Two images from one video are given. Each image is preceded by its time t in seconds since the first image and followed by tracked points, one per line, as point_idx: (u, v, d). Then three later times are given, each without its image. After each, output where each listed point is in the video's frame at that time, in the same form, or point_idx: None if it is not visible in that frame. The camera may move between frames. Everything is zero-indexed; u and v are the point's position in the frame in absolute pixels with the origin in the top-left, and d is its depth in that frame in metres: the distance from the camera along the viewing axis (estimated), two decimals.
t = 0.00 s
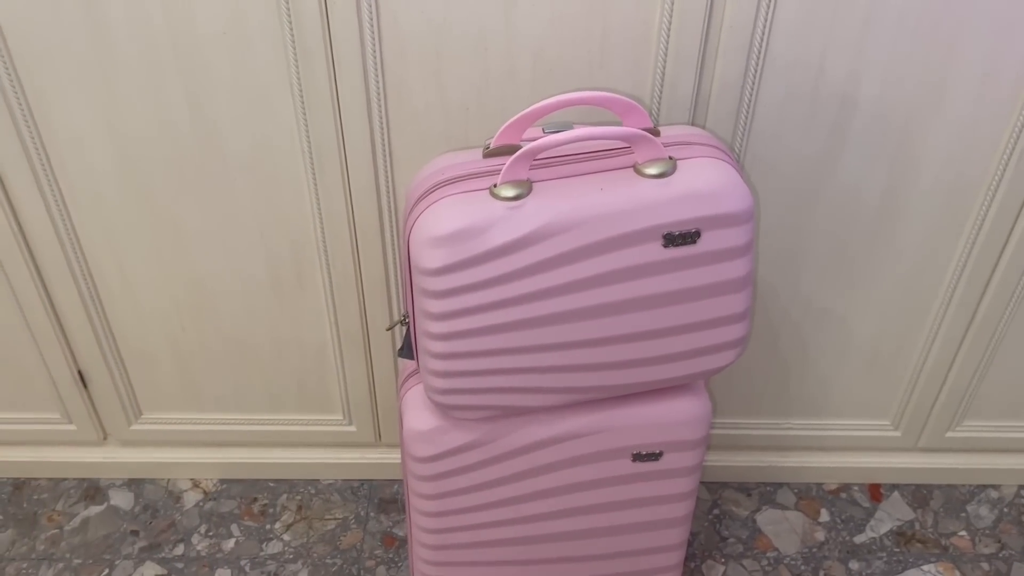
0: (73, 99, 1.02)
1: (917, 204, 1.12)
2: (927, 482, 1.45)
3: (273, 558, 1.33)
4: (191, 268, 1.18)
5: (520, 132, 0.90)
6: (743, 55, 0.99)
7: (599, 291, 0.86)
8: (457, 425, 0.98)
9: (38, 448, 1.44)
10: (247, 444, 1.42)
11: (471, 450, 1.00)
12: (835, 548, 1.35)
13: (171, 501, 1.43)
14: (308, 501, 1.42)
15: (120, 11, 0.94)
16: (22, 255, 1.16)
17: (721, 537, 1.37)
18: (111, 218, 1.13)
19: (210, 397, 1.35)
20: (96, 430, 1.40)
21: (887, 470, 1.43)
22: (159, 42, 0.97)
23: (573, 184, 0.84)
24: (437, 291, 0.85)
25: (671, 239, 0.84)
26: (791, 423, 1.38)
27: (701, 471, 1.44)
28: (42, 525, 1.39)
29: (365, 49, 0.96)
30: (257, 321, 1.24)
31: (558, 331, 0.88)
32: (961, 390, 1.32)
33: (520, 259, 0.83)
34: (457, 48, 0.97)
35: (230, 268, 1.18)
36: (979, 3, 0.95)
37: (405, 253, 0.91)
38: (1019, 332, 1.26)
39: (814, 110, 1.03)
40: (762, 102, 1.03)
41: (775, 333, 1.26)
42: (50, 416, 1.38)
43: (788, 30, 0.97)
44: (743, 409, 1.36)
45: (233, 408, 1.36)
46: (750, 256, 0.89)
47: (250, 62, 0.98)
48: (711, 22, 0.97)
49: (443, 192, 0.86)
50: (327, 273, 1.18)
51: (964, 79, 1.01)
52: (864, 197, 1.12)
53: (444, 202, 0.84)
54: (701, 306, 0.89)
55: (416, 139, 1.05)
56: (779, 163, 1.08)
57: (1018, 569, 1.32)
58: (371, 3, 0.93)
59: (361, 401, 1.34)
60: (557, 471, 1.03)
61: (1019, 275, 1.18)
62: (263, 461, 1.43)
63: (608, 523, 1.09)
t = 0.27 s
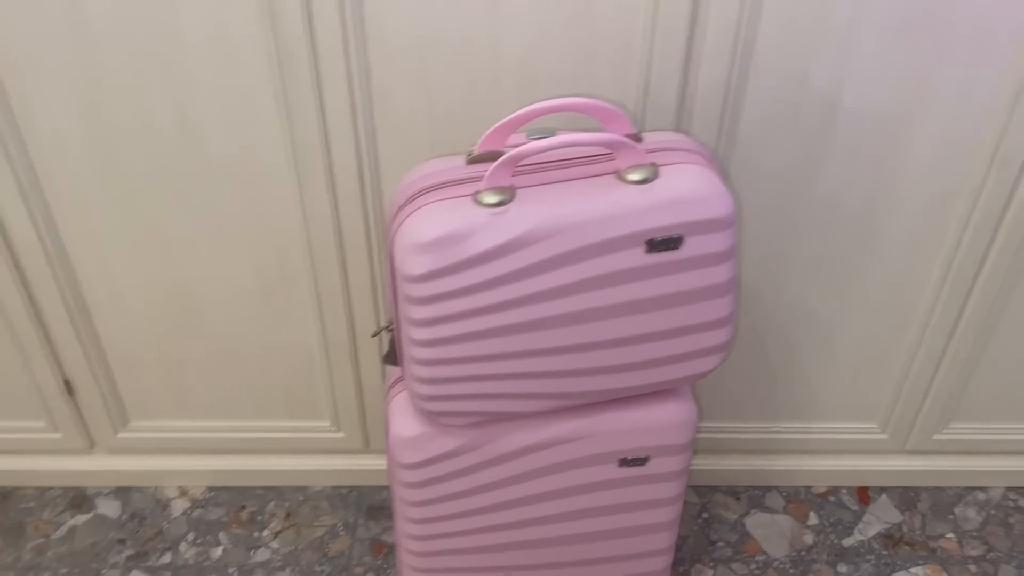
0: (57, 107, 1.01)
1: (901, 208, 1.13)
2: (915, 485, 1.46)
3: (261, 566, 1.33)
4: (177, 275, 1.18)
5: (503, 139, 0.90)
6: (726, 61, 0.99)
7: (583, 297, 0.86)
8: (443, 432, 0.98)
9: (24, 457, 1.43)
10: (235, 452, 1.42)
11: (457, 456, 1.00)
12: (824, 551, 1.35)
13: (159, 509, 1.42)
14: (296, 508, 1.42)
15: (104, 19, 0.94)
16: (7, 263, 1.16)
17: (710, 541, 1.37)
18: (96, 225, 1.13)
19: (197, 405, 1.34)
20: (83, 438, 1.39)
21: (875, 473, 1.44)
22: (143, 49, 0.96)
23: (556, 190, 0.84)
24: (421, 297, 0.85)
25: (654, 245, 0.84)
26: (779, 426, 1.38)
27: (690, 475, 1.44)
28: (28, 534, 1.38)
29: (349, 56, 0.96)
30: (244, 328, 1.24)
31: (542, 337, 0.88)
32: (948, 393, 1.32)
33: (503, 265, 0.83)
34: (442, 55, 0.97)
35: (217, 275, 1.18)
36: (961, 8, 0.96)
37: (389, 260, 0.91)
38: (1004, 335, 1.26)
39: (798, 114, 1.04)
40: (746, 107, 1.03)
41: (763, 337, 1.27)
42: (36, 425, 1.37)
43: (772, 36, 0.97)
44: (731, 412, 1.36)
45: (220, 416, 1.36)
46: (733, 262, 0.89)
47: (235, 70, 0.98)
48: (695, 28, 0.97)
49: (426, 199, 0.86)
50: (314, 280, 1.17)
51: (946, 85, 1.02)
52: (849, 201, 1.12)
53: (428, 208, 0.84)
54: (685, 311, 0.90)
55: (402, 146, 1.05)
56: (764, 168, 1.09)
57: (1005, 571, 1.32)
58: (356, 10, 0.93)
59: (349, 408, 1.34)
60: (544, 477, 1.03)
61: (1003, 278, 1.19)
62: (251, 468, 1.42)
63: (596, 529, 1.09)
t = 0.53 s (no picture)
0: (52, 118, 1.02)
1: (892, 214, 1.14)
2: (908, 489, 1.46)
3: (257, 573, 1.33)
4: (172, 284, 1.18)
5: (495, 148, 0.91)
6: (716, 70, 1.00)
7: (574, 305, 0.87)
8: (436, 440, 0.99)
9: (19, 466, 1.43)
10: (231, 460, 1.42)
11: (451, 464, 1.00)
12: (818, 556, 1.36)
13: (154, 517, 1.42)
14: (291, 515, 1.42)
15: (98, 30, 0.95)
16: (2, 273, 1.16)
17: (705, 546, 1.38)
18: (91, 235, 1.13)
19: (192, 413, 1.34)
20: (78, 447, 1.39)
21: (869, 477, 1.44)
22: (137, 61, 0.97)
23: (547, 199, 0.85)
24: (413, 306, 0.85)
25: (645, 253, 0.85)
26: (773, 431, 1.39)
27: (685, 480, 1.45)
28: (24, 543, 1.38)
29: (342, 65, 0.97)
30: (239, 336, 1.24)
31: (534, 345, 0.89)
32: (940, 397, 1.33)
33: (494, 274, 0.84)
34: (434, 65, 0.98)
35: (211, 283, 1.18)
36: (949, 15, 0.97)
37: (382, 269, 0.92)
38: (996, 339, 1.27)
39: (788, 121, 1.05)
40: (736, 115, 1.04)
41: (755, 343, 1.27)
42: (32, 434, 1.37)
43: (762, 44, 0.98)
44: (724, 418, 1.37)
45: (215, 424, 1.36)
46: (724, 269, 0.90)
47: (229, 80, 0.99)
48: (685, 37, 0.98)
49: (418, 208, 0.87)
50: (308, 288, 1.18)
51: (935, 92, 1.03)
52: (839, 206, 1.13)
53: (420, 217, 0.85)
54: (676, 319, 0.90)
55: (395, 155, 1.05)
56: (755, 176, 1.10)
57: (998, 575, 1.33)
58: (348, 20, 0.93)
59: (344, 415, 1.34)
60: (537, 484, 1.04)
61: (993, 282, 1.19)
62: (246, 476, 1.43)
63: (590, 535, 1.10)
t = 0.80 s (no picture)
0: (50, 124, 1.02)
1: (889, 216, 1.14)
2: (908, 491, 1.46)
3: None
4: (171, 289, 1.19)
5: (491, 153, 0.91)
6: (713, 73, 1.00)
7: (571, 309, 0.87)
8: (435, 444, 0.99)
9: (20, 471, 1.43)
10: (230, 464, 1.42)
11: (449, 468, 1.00)
12: (818, 559, 1.36)
13: (154, 521, 1.42)
14: (291, 520, 1.42)
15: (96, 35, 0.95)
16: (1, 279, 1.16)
17: (704, 549, 1.38)
18: (90, 240, 1.14)
19: (192, 418, 1.35)
20: (78, 452, 1.39)
21: (868, 479, 1.44)
22: (136, 67, 0.97)
23: (544, 203, 0.85)
24: (411, 311, 0.85)
25: (641, 257, 0.85)
26: (772, 434, 1.39)
27: (684, 484, 1.45)
28: (24, 548, 1.38)
29: (339, 70, 0.97)
30: (238, 341, 1.25)
31: (531, 349, 0.89)
32: (939, 399, 1.33)
33: (491, 278, 0.84)
34: (431, 70, 0.98)
35: (210, 288, 1.19)
36: (945, 18, 0.97)
37: (379, 273, 0.92)
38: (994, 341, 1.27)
39: (785, 124, 1.05)
40: (733, 118, 1.04)
41: (754, 345, 1.27)
42: (32, 439, 1.38)
43: (758, 48, 0.99)
44: (723, 421, 1.37)
45: (215, 428, 1.36)
46: (721, 272, 0.90)
47: (227, 86, 0.99)
48: (681, 41, 0.98)
49: (416, 213, 0.87)
50: (307, 292, 1.18)
51: (932, 94, 1.03)
52: (837, 209, 1.13)
53: (417, 222, 0.85)
54: (673, 322, 0.90)
55: (393, 160, 1.06)
56: (752, 179, 1.10)
57: None
58: (345, 25, 0.94)
59: (343, 420, 1.34)
60: (535, 488, 1.04)
61: (991, 284, 1.19)
62: (246, 480, 1.43)
63: (588, 538, 1.10)
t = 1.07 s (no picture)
0: (15, 151, 1.02)
1: (849, 235, 1.17)
2: (876, 506, 1.48)
3: None
4: (138, 315, 1.18)
5: (456, 176, 0.93)
6: (673, 97, 1.03)
7: (536, 329, 0.88)
8: (404, 466, 0.99)
9: None
10: (200, 492, 1.40)
11: (418, 490, 1.00)
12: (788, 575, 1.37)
13: (122, 552, 1.40)
14: (262, 547, 1.41)
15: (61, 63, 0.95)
16: None
17: (677, 568, 1.38)
18: (55, 268, 1.13)
19: (160, 446, 1.33)
20: (43, 483, 1.37)
21: (837, 495, 1.46)
22: (101, 94, 0.98)
23: (508, 225, 0.87)
24: (377, 333, 0.86)
25: (604, 276, 0.86)
26: (741, 452, 1.40)
27: (656, 503, 1.46)
28: None
29: (306, 95, 0.99)
30: (207, 367, 1.24)
31: (498, 369, 0.90)
32: (904, 414, 1.35)
33: (457, 300, 0.85)
34: (396, 95, 1.00)
35: (178, 313, 1.18)
36: (894, 43, 1.00)
37: (346, 296, 0.93)
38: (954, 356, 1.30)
39: (744, 146, 1.08)
40: (694, 140, 1.07)
41: (721, 363, 1.29)
42: None
43: (716, 72, 1.01)
44: (693, 439, 1.38)
45: (184, 456, 1.35)
46: (682, 291, 0.91)
47: (193, 112, 1.00)
48: (641, 66, 1.01)
49: (381, 236, 0.88)
50: (276, 317, 1.18)
51: (885, 116, 1.06)
52: (798, 229, 1.16)
53: (382, 245, 0.86)
54: (636, 341, 0.92)
55: (361, 184, 1.07)
56: (713, 200, 1.12)
57: None
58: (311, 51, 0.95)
59: (313, 445, 1.34)
60: (505, 509, 1.04)
61: (949, 300, 1.23)
62: (216, 508, 1.41)
63: (559, 559, 1.10)
